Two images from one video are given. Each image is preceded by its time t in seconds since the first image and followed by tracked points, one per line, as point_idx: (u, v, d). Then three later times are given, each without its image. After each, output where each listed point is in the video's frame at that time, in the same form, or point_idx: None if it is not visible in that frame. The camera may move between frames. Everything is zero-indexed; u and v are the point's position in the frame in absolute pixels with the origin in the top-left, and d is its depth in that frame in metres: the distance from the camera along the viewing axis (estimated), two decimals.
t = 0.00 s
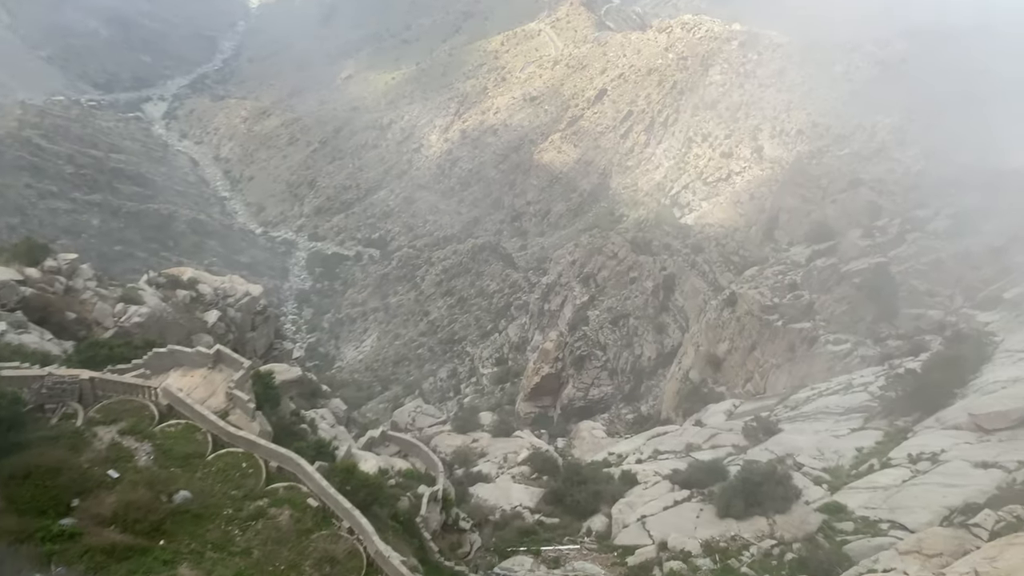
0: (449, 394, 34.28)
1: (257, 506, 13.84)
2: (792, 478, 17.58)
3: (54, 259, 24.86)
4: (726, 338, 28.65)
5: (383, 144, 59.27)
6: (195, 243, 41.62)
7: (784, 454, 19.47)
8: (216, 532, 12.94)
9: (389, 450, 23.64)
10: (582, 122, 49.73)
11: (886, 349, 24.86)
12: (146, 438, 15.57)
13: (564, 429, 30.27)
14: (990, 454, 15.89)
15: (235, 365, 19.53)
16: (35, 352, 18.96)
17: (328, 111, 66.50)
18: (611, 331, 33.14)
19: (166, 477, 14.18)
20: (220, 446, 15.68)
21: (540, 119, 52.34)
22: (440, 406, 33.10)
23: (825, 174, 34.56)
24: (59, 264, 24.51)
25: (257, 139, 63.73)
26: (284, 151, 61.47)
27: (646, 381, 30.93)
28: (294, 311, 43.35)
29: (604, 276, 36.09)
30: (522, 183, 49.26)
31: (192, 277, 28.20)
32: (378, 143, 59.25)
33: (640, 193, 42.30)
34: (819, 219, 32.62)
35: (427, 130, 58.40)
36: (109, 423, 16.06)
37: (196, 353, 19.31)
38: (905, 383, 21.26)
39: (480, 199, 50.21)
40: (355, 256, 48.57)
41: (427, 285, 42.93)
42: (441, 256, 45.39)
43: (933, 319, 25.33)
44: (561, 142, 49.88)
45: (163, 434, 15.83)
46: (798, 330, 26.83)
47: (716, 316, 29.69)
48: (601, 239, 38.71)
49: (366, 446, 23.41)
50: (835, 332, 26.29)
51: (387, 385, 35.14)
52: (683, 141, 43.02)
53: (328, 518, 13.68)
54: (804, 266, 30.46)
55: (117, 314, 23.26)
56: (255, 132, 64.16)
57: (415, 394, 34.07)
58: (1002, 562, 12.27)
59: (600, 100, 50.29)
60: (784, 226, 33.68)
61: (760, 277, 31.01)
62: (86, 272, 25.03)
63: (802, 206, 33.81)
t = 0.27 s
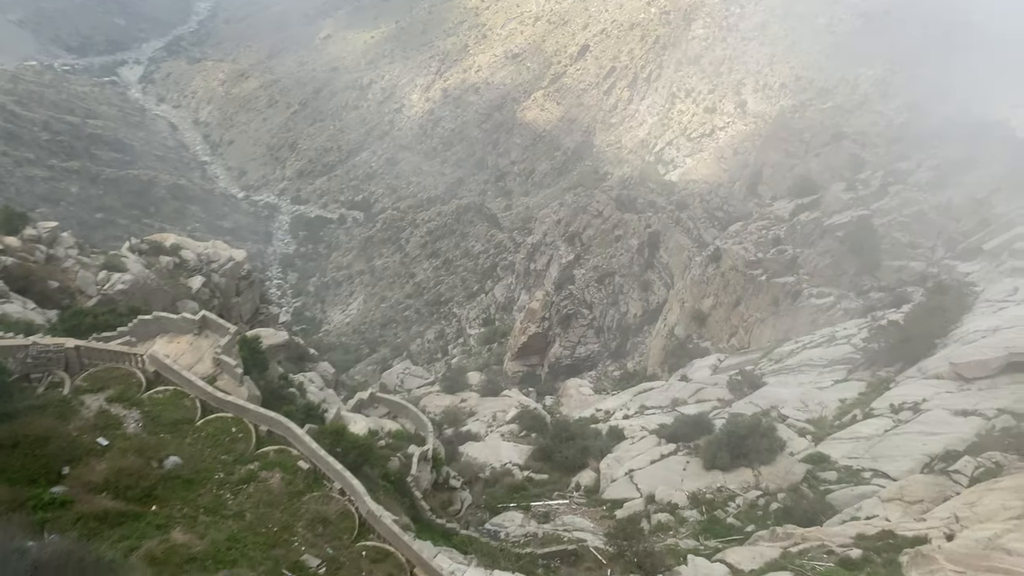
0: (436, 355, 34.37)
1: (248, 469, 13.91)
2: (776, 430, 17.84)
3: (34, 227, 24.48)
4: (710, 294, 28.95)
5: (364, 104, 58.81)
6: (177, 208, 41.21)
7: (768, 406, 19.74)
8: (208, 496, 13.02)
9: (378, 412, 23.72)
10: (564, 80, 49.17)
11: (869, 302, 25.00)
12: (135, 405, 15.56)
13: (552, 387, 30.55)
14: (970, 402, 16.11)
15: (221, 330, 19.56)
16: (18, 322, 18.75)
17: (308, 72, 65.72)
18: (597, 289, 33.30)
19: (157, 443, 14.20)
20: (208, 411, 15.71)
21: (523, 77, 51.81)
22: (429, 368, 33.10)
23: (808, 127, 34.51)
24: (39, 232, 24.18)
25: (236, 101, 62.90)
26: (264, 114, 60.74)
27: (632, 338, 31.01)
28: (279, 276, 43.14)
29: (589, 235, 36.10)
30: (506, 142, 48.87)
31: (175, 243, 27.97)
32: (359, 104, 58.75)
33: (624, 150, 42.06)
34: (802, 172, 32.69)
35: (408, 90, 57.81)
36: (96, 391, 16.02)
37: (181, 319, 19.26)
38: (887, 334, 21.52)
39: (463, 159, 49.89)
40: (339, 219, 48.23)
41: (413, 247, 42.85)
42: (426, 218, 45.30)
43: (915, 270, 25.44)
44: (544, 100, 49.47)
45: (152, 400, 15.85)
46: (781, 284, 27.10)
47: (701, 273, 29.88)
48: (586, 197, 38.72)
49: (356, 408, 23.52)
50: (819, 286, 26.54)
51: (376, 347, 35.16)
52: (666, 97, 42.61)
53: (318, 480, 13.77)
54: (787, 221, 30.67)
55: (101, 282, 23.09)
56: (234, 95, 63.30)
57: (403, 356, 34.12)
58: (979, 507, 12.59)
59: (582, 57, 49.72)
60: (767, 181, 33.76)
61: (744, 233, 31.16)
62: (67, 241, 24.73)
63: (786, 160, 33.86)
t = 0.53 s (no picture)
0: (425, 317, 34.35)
1: (240, 435, 13.96)
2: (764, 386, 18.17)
3: (12, 195, 24.07)
4: (699, 252, 27.64)
5: (346, 64, 58.20)
6: (158, 174, 40.64)
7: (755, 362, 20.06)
8: (201, 462, 13.04)
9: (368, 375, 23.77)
10: (550, 37, 49.87)
11: (854, 256, 25.91)
12: (123, 373, 15.55)
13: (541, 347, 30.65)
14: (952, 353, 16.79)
15: (208, 297, 19.52)
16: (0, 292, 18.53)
17: (287, 33, 65.02)
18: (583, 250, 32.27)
19: (146, 411, 14.18)
20: (197, 377, 15.74)
21: (506, 36, 51.39)
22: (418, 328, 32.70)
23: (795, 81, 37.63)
24: (18, 200, 23.79)
25: (215, 63, 61.98)
26: (243, 75, 59.95)
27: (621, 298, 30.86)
28: (264, 240, 42.80)
29: (575, 194, 34.58)
30: (490, 102, 47.86)
31: (158, 210, 27.68)
32: (341, 65, 58.17)
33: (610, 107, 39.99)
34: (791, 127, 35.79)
35: (390, 48, 57.06)
36: (83, 359, 15.97)
37: (167, 286, 19.18)
38: (871, 289, 21.92)
39: (447, 119, 48.96)
40: (324, 183, 47.72)
41: (398, 209, 42.70)
42: (411, 179, 45.11)
43: (901, 225, 26.72)
44: (528, 57, 49.21)
45: (140, 368, 15.83)
46: (767, 241, 27.39)
47: (689, 231, 28.48)
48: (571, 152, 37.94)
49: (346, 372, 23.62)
50: (805, 242, 27.20)
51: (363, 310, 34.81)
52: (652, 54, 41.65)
53: (311, 444, 13.82)
54: (773, 177, 30.79)
55: (84, 251, 22.84)
56: (212, 57, 62.31)
57: (391, 319, 34.02)
58: (963, 458, 13.36)
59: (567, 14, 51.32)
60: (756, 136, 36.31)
61: (731, 190, 30.40)
62: (48, 209, 24.39)
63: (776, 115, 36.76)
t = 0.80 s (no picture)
0: (411, 283, 34.21)
1: (229, 403, 13.96)
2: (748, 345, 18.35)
3: None
4: (683, 214, 28.03)
5: (326, 26, 57.39)
6: (138, 141, 39.94)
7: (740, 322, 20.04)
8: (190, 431, 13.07)
9: (358, 340, 24.24)
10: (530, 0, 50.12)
11: (838, 216, 25.89)
12: (110, 343, 15.49)
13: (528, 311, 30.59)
14: (936, 311, 16.81)
15: (193, 266, 19.41)
16: None
17: None
18: (569, 214, 32.79)
19: (135, 380, 14.14)
20: (184, 346, 15.70)
21: None
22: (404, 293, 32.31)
23: (774, 41, 38.36)
24: None
25: (192, 28, 61.04)
26: (221, 40, 59.10)
27: (606, 261, 31.96)
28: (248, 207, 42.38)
29: (561, 156, 34.97)
30: (473, 64, 48.15)
31: (139, 178, 27.34)
32: (321, 28, 57.48)
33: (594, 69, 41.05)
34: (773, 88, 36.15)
35: (371, 12, 56.76)
36: (69, 330, 15.86)
37: (151, 255, 19.03)
38: (856, 249, 22.07)
39: (430, 82, 48.67)
40: (307, 148, 47.18)
41: (383, 173, 42.38)
42: (394, 143, 44.82)
43: (884, 185, 26.81)
44: (511, 18, 49.14)
45: (127, 338, 15.75)
46: (753, 201, 27.32)
47: (675, 192, 28.64)
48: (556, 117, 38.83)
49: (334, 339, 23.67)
50: (789, 202, 27.17)
51: (349, 278, 34.53)
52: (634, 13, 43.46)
53: (300, 411, 13.89)
54: (759, 136, 30.82)
55: (65, 221, 22.47)
56: (189, 20, 61.21)
57: (378, 285, 33.65)
58: (946, 413, 13.60)
59: None
60: (739, 96, 36.77)
61: (717, 150, 30.61)
62: (27, 179, 24.00)
63: (757, 76, 37.13)
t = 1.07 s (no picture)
0: (394, 251, 34.07)
1: (213, 372, 13.97)
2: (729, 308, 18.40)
3: None
4: (665, 177, 28.80)
5: None
6: (113, 109, 39.12)
7: (722, 285, 20.17)
8: (175, 401, 13.05)
9: (340, 309, 24.22)
10: None
11: (819, 177, 25.60)
12: (91, 315, 15.37)
13: (512, 276, 30.28)
14: (914, 273, 16.99)
15: (172, 235, 19.25)
16: None
17: None
18: (551, 178, 33.14)
19: (117, 350, 14.06)
20: (166, 316, 15.67)
21: None
22: (388, 262, 32.86)
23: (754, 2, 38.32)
24: None
25: None
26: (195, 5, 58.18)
27: (589, 225, 31.68)
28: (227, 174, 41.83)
29: (542, 121, 36.30)
30: (452, 26, 47.88)
31: (115, 147, 26.94)
32: None
33: (574, 33, 41.70)
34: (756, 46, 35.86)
35: None
36: (48, 302, 15.69)
37: (130, 225, 18.86)
38: (837, 210, 22.12)
39: (408, 46, 48.51)
40: (285, 114, 47.69)
41: (363, 141, 42.61)
42: (374, 109, 44.78)
43: (864, 146, 26.60)
44: None
45: (107, 309, 15.63)
46: (735, 163, 27.25)
47: (655, 157, 29.58)
48: (537, 81, 38.92)
49: (317, 308, 23.62)
50: (772, 164, 26.79)
51: (331, 246, 34.44)
52: None
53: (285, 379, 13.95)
54: (740, 100, 30.95)
55: (42, 191, 21.94)
56: None
57: (360, 253, 33.71)
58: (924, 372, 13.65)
59: None
60: (720, 56, 36.55)
61: (697, 115, 31.39)
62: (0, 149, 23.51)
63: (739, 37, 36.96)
